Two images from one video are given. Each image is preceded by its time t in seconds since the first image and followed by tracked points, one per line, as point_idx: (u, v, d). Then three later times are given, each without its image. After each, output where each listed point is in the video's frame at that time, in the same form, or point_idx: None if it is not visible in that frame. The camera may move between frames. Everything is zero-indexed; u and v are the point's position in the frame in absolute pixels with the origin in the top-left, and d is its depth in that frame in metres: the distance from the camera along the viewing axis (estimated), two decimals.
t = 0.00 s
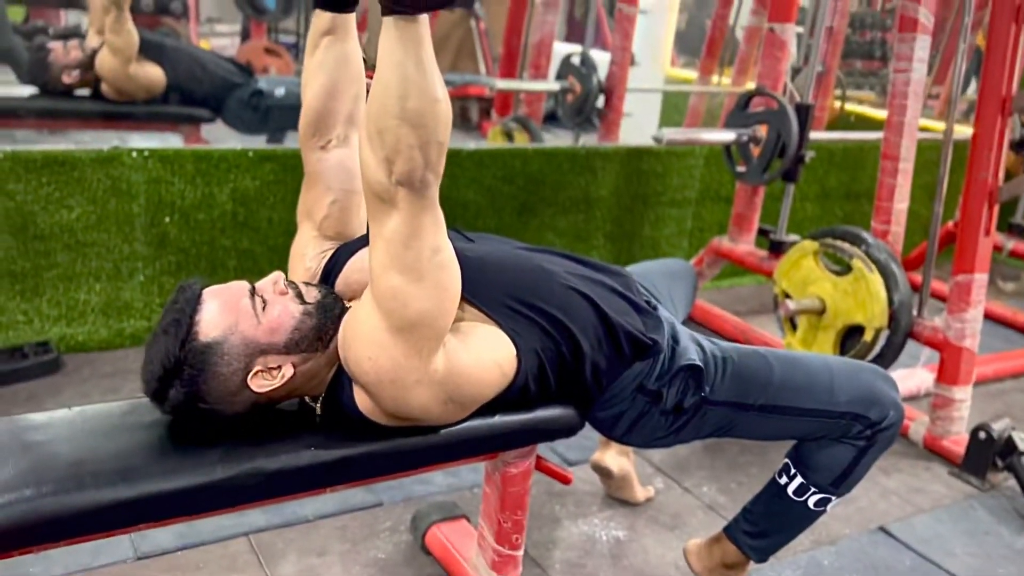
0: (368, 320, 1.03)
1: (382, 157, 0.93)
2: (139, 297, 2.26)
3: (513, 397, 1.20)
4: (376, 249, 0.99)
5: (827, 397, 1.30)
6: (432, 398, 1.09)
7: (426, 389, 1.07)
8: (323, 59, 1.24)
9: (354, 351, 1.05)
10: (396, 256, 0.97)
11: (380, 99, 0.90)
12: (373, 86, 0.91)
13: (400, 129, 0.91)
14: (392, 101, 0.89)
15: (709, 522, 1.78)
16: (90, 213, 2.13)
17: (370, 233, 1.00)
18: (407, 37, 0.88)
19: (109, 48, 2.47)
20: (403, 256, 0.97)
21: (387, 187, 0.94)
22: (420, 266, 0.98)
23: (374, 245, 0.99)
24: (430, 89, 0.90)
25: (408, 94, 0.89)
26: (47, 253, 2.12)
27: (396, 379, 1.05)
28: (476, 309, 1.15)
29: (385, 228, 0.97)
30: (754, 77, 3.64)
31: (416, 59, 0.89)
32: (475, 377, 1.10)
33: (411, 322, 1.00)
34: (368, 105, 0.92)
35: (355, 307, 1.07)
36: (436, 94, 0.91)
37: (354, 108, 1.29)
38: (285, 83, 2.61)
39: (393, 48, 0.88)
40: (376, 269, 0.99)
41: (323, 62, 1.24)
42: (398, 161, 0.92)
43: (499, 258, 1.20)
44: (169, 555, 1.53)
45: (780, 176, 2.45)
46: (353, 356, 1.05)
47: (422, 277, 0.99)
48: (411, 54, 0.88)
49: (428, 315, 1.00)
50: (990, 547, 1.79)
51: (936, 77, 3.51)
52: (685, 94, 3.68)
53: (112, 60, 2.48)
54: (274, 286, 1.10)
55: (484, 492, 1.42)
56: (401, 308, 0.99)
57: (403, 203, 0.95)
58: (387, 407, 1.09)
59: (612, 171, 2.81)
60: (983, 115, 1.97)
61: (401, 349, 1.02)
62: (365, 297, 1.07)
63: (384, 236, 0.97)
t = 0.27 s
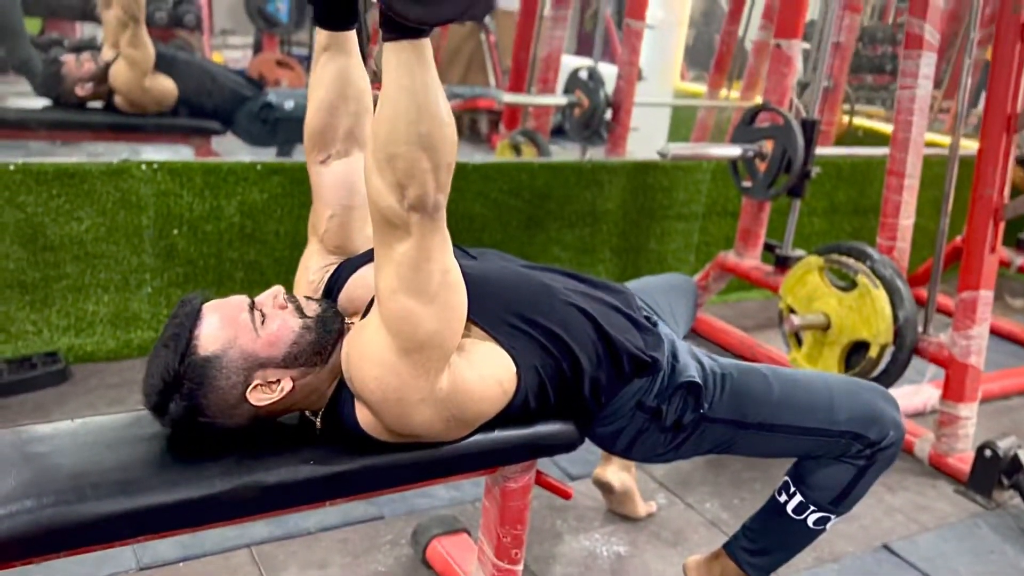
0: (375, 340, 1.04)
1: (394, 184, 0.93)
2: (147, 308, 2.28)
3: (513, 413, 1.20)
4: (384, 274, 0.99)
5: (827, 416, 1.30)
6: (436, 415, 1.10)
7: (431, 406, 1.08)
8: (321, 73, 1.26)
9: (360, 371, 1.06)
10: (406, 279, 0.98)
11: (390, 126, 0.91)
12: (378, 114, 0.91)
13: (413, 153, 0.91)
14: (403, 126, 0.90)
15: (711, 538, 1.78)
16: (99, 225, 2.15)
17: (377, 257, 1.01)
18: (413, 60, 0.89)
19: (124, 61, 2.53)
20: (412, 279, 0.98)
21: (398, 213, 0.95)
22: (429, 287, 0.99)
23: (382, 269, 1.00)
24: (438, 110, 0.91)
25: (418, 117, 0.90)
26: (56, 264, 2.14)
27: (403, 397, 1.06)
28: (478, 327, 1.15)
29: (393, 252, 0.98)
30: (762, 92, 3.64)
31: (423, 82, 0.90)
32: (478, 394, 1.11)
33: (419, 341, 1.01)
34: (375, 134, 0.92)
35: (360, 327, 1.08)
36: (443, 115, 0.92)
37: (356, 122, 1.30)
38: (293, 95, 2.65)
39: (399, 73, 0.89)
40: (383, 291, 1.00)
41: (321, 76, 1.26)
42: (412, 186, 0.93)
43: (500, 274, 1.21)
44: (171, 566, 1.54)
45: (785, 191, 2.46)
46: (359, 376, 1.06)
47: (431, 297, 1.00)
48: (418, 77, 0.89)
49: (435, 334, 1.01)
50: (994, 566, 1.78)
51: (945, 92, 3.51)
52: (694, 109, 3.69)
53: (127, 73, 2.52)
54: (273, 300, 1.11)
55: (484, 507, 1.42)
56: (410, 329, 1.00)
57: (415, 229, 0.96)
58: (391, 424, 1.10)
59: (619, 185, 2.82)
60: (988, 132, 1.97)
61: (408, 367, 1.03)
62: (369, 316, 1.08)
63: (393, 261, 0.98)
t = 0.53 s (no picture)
0: (378, 355, 1.04)
1: (411, 205, 0.94)
2: (154, 316, 2.30)
3: (508, 423, 1.21)
4: (390, 292, 1.00)
5: (822, 430, 1.30)
6: (437, 424, 1.11)
7: (433, 416, 1.10)
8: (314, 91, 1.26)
9: (364, 386, 1.07)
10: (415, 296, 0.99)
11: (403, 148, 0.91)
12: (383, 137, 0.92)
13: (427, 171, 0.93)
14: (415, 146, 0.91)
15: (711, 551, 1.78)
16: (107, 234, 2.18)
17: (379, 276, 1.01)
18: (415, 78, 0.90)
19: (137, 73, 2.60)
20: (422, 296, 0.99)
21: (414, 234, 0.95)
22: (438, 302, 1.00)
23: (388, 288, 1.00)
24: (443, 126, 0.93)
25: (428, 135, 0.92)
26: (65, 273, 2.17)
27: (408, 408, 1.07)
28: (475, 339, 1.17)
29: (401, 272, 0.99)
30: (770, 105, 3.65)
31: (426, 100, 0.91)
32: (476, 404, 1.12)
33: (426, 355, 1.03)
34: (386, 157, 0.92)
35: (359, 339, 1.09)
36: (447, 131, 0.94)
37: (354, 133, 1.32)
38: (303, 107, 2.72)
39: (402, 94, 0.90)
40: (391, 310, 1.01)
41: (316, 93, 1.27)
42: (430, 204, 0.94)
43: (497, 285, 1.22)
44: (171, 572, 1.55)
45: (789, 204, 2.46)
46: (361, 389, 1.07)
47: (439, 312, 1.01)
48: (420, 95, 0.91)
49: (441, 347, 1.03)
50: None
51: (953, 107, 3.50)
52: (701, 122, 3.70)
53: (140, 86, 2.59)
54: (270, 310, 1.13)
55: (482, 517, 1.43)
56: (418, 344, 1.02)
57: (431, 248, 0.97)
58: (392, 434, 1.11)
59: (624, 197, 2.83)
60: (990, 147, 1.97)
61: (413, 380, 1.05)
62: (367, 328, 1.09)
63: (402, 280, 0.99)
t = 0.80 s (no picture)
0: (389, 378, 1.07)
1: (434, 235, 0.97)
2: (167, 329, 2.35)
3: (508, 437, 1.24)
4: (407, 320, 1.03)
5: (817, 446, 1.31)
6: (445, 440, 1.15)
7: (442, 433, 1.13)
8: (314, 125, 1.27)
9: (376, 407, 1.10)
10: (432, 321, 1.02)
11: (422, 181, 0.95)
12: (398, 173, 0.95)
13: (444, 201, 0.97)
14: (431, 177, 0.96)
15: (712, 567, 1.79)
16: (123, 248, 2.23)
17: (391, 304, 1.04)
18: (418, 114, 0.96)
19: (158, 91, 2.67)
20: (439, 321, 1.03)
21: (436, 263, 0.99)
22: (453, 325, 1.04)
23: (403, 316, 1.03)
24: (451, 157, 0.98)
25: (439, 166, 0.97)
26: (81, 285, 2.22)
27: (419, 427, 1.11)
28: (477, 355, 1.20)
29: (419, 301, 1.02)
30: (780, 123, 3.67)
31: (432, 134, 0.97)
32: (478, 420, 1.15)
33: (440, 377, 1.06)
34: (405, 193, 0.96)
35: (366, 357, 1.12)
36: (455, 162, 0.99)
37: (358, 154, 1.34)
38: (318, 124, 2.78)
39: (410, 129, 0.95)
40: (409, 337, 1.03)
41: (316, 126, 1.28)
42: (451, 233, 0.98)
43: (498, 303, 1.25)
44: None
45: (796, 223, 2.48)
46: (372, 409, 1.10)
47: (454, 335, 1.05)
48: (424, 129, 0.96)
49: (454, 368, 1.07)
50: None
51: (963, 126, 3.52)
52: (711, 139, 3.73)
53: (160, 103, 2.66)
54: (277, 325, 1.16)
55: (482, 529, 1.44)
56: (433, 366, 1.05)
57: (451, 275, 1.00)
58: (400, 450, 1.15)
59: (632, 215, 2.86)
60: (993, 168, 1.99)
61: (425, 400, 1.08)
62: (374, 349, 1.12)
63: (421, 308, 1.02)
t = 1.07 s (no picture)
0: (403, 399, 1.11)
1: (456, 271, 1.02)
2: (189, 339, 2.40)
3: (513, 446, 1.27)
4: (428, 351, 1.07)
5: (817, 460, 1.34)
6: (453, 449, 1.19)
7: (452, 443, 1.17)
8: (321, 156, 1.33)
9: (388, 422, 1.13)
10: (452, 347, 1.06)
11: (435, 223, 1.00)
12: (414, 220, 0.99)
13: (459, 237, 1.02)
14: (441, 216, 1.00)
15: None
16: (147, 260, 2.29)
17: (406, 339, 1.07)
18: (411, 158, 1.01)
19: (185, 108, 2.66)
20: (459, 347, 1.07)
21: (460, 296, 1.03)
22: (471, 348, 1.08)
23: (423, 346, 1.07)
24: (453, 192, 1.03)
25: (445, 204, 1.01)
26: (107, 296, 2.28)
27: (425, 437, 1.15)
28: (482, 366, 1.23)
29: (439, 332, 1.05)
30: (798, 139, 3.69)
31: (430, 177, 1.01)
32: (484, 429, 1.19)
33: (455, 394, 1.10)
34: (423, 237, 1.00)
35: (370, 380, 1.15)
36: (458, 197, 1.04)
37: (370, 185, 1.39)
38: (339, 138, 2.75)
39: (409, 175, 1.00)
40: (428, 363, 1.07)
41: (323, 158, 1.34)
42: (473, 267, 1.03)
43: (501, 317, 1.29)
44: None
45: (809, 239, 2.49)
46: (384, 424, 1.13)
47: (472, 358, 1.09)
48: (421, 172, 1.01)
49: (468, 386, 1.11)
50: None
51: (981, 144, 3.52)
52: (729, 155, 3.75)
53: (188, 121, 2.64)
54: (288, 334, 1.20)
55: (490, 538, 1.47)
56: (451, 386, 1.09)
57: (473, 304, 1.05)
58: (408, 458, 1.18)
59: (646, 230, 2.89)
60: (1004, 186, 2.00)
61: (440, 416, 1.13)
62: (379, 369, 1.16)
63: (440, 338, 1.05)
